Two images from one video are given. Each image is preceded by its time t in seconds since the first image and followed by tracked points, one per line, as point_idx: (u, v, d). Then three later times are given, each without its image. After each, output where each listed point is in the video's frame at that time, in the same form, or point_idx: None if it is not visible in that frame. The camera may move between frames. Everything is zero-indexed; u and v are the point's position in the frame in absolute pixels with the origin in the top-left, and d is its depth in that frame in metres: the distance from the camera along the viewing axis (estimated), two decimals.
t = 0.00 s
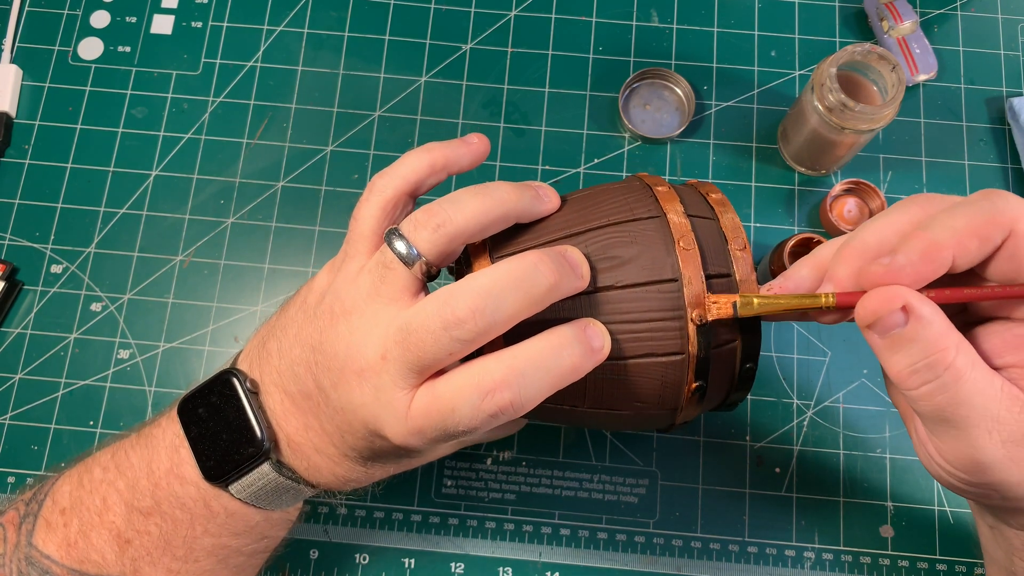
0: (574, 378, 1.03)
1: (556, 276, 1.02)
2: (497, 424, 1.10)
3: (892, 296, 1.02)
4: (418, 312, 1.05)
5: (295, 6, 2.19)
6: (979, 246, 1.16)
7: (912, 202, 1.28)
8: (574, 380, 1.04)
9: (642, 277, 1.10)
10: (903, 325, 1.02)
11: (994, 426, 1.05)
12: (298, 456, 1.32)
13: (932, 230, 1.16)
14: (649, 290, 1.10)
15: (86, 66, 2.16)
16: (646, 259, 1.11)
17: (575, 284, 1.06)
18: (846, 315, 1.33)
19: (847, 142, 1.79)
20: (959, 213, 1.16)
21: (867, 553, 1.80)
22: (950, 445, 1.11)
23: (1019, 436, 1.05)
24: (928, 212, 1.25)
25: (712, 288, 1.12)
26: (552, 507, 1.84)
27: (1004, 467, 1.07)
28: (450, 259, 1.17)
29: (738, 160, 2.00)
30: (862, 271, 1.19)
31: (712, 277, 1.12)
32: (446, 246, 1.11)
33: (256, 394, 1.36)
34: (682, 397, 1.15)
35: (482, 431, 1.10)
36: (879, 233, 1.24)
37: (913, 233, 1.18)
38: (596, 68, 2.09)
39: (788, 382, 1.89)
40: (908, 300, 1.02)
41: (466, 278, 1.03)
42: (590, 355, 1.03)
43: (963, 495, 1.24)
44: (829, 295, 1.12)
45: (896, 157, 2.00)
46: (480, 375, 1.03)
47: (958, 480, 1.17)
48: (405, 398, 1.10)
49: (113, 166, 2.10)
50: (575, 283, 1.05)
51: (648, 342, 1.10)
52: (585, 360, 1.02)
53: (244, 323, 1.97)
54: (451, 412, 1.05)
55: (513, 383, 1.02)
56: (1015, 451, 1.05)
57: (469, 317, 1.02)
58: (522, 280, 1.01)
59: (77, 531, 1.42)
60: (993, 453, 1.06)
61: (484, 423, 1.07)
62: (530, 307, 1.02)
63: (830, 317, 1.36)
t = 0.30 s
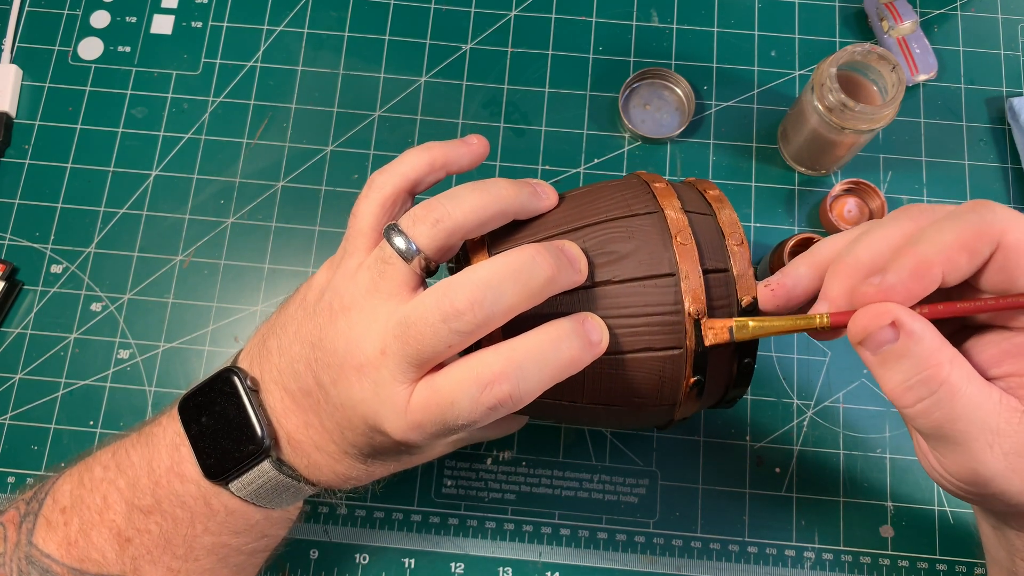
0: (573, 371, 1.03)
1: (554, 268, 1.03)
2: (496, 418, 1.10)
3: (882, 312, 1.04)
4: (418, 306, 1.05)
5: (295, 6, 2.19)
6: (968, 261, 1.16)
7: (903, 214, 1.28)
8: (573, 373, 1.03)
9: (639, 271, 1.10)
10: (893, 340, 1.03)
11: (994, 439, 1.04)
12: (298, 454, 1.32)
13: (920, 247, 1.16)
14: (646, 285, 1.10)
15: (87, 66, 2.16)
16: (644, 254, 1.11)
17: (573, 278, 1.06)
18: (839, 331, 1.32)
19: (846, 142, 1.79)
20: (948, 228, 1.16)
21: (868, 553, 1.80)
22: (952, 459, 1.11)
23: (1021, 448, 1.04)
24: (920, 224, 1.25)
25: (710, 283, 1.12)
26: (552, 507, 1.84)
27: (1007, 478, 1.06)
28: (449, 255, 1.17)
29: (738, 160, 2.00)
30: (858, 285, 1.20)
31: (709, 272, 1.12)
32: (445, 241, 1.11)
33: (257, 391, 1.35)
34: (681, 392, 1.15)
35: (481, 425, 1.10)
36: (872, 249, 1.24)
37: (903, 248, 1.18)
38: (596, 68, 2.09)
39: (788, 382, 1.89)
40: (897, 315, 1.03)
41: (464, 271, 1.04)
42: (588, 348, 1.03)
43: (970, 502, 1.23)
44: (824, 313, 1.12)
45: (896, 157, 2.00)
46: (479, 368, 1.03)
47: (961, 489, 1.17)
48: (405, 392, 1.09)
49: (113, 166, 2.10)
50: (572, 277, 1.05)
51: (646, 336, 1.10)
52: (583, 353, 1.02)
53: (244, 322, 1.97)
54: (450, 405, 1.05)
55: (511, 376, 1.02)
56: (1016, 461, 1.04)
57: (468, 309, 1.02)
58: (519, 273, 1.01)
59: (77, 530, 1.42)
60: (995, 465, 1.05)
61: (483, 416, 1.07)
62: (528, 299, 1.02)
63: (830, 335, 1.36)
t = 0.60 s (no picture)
0: (570, 367, 1.03)
1: (551, 264, 1.03)
2: (494, 415, 1.10)
3: (889, 297, 1.03)
4: (415, 304, 1.05)
5: (295, 6, 2.19)
6: (977, 250, 1.16)
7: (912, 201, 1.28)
8: (571, 369, 1.03)
9: (636, 267, 1.10)
10: (897, 326, 1.03)
11: (989, 429, 1.05)
12: (297, 453, 1.32)
13: (931, 233, 1.16)
14: (644, 281, 1.10)
15: (87, 66, 2.16)
16: (641, 250, 1.11)
17: (570, 274, 1.06)
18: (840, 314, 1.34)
19: (846, 142, 1.79)
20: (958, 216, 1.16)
21: (867, 553, 1.80)
22: (944, 446, 1.11)
23: (1014, 438, 1.04)
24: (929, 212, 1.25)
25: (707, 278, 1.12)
26: (552, 507, 1.84)
27: (998, 467, 1.06)
28: (446, 252, 1.17)
29: (738, 160, 2.00)
30: (861, 277, 1.20)
31: (706, 267, 1.12)
32: (442, 238, 1.11)
33: (256, 391, 1.35)
34: (679, 388, 1.14)
35: (480, 422, 1.10)
36: (879, 233, 1.24)
37: (913, 234, 1.18)
38: (597, 68, 2.09)
39: (788, 382, 1.89)
40: (904, 301, 1.02)
41: (462, 267, 1.04)
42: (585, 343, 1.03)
43: (965, 501, 1.23)
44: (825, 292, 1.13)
45: (896, 157, 2.00)
46: (477, 365, 1.03)
47: (953, 482, 1.17)
48: (403, 390, 1.10)
49: (113, 166, 2.10)
50: (570, 273, 1.05)
51: (644, 332, 1.10)
52: (581, 349, 1.02)
53: (244, 323, 1.97)
54: (448, 403, 1.05)
55: (509, 372, 1.02)
56: (1009, 452, 1.05)
57: (465, 305, 1.01)
58: (516, 268, 1.01)
59: (77, 530, 1.42)
60: (986, 454, 1.06)
61: (482, 413, 1.07)
62: (526, 295, 1.02)
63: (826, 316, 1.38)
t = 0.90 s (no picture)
0: (569, 361, 1.02)
1: (549, 259, 1.03)
2: (494, 411, 1.10)
3: (880, 318, 1.04)
4: (414, 300, 1.05)
5: (295, 6, 2.19)
6: (966, 269, 1.16)
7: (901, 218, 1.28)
8: (570, 364, 1.03)
9: (635, 263, 1.10)
10: (892, 346, 1.03)
11: (994, 444, 1.04)
12: (296, 451, 1.32)
13: (918, 254, 1.16)
14: (643, 277, 1.10)
15: (86, 66, 2.16)
16: (639, 246, 1.11)
17: (568, 269, 1.06)
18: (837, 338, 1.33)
19: (847, 142, 1.79)
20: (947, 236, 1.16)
21: (868, 553, 1.79)
22: (950, 464, 1.11)
23: (1019, 453, 1.03)
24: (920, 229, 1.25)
25: (705, 274, 1.12)
26: (552, 507, 1.84)
27: (1004, 483, 1.05)
28: (445, 249, 1.17)
29: (738, 160, 2.00)
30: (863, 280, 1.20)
31: (705, 264, 1.12)
32: (442, 234, 1.11)
33: (255, 390, 1.35)
34: (678, 384, 1.14)
35: (479, 418, 1.10)
36: (869, 254, 1.23)
37: (901, 254, 1.18)
38: (597, 68, 2.09)
39: (787, 382, 1.89)
40: (895, 321, 1.03)
41: (461, 263, 1.04)
42: (584, 338, 1.03)
43: (966, 507, 1.22)
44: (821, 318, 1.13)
45: (896, 157, 2.00)
46: (476, 360, 1.03)
47: (961, 495, 1.17)
48: (403, 387, 1.09)
49: (113, 166, 2.10)
50: (568, 268, 1.06)
51: (643, 328, 1.10)
52: (579, 344, 1.02)
53: (244, 322, 1.97)
54: (448, 398, 1.05)
55: (508, 367, 1.02)
56: (1016, 468, 1.04)
57: (464, 299, 1.01)
58: (515, 263, 1.01)
59: (76, 530, 1.42)
60: (994, 472, 1.05)
61: (482, 409, 1.07)
62: (525, 290, 1.02)
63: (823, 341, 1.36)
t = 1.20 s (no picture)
0: (570, 360, 1.02)
1: (550, 258, 1.03)
2: (495, 409, 1.10)
3: (878, 305, 1.03)
4: (416, 299, 1.05)
5: (295, 6, 2.19)
6: (968, 261, 1.16)
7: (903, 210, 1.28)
8: (572, 363, 1.03)
9: (635, 261, 1.10)
10: (888, 333, 1.02)
11: (983, 436, 1.04)
12: (297, 451, 1.32)
13: (921, 245, 1.16)
14: (643, 275, 1.10)
15: (87, 66, 2.16)
16: (639, 244, 1.11)
17: (569, 268, 1.06)
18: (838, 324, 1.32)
19: (846, 142, 1.79)
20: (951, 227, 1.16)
21: (868, 553, 1.79)
22: (938, 454, 1.11)
23: (1010, 447, 1.04)
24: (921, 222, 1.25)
25: (705, 271, 1.12)
26: (552, 507, 1.84)
27: (992, 475, 1.06)
28: (446, 249, 1.17)
29: (738, 160, 2.00)
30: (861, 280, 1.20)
31: (705, 260, 1.12)
32: (442, 234, 1.11)
33: (256, 390, 1.35)
34: (678, 382, 1.14)
35: (480, 417, 1.10)
36: (872, 245, 1.23)
37: (904, 245, 1.18)
38: (597, 68, 2.09)
39: (787, 382, 1.89)
40: (893, 309, 1.02)
41: (462, 262, 1.04)
42: (585, 337, 1.03)
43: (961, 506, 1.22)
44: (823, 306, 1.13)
45: (896, 157, 2.00)
46: (478, 359, 1.03)
47: (950, 489, 1.17)
48: (404, 386, 1.09)
49: (113, 166, 2.10)
50: (569, 267, 1.06)
51: (643, 326, 1.10)
52: (580, 342, 1.02)
53: (244, 323, 1.97)
54: (449, 397, 1.05)
55: (510, 366, 1.02)
56: (1002, 460, 1.05)
57: (465, 299, 1.01)
58: (515, 262, 1.01)
59: (77, 530, 1.42)
60: (981, 463, 1.06)
61: (483, 408, 1.07)
62: (525, 288, 1.02)
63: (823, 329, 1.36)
